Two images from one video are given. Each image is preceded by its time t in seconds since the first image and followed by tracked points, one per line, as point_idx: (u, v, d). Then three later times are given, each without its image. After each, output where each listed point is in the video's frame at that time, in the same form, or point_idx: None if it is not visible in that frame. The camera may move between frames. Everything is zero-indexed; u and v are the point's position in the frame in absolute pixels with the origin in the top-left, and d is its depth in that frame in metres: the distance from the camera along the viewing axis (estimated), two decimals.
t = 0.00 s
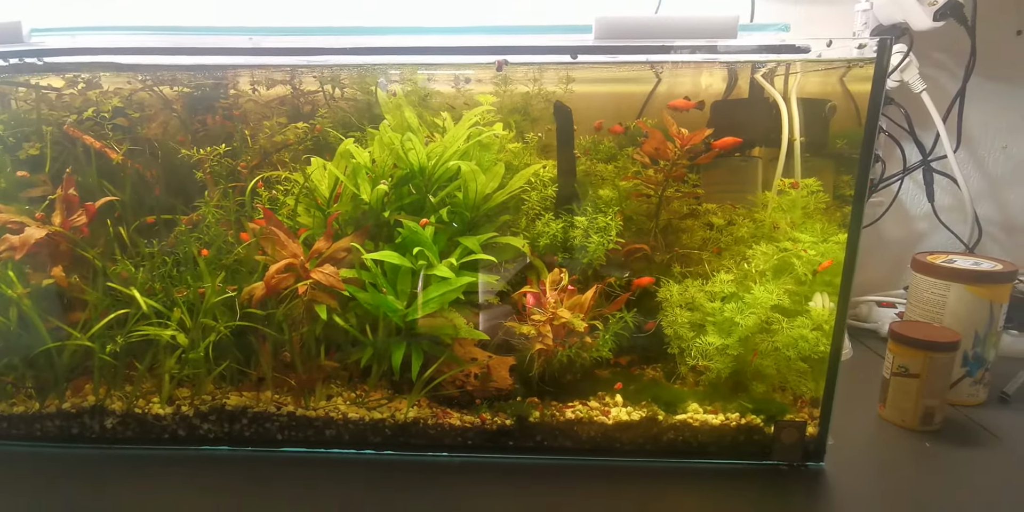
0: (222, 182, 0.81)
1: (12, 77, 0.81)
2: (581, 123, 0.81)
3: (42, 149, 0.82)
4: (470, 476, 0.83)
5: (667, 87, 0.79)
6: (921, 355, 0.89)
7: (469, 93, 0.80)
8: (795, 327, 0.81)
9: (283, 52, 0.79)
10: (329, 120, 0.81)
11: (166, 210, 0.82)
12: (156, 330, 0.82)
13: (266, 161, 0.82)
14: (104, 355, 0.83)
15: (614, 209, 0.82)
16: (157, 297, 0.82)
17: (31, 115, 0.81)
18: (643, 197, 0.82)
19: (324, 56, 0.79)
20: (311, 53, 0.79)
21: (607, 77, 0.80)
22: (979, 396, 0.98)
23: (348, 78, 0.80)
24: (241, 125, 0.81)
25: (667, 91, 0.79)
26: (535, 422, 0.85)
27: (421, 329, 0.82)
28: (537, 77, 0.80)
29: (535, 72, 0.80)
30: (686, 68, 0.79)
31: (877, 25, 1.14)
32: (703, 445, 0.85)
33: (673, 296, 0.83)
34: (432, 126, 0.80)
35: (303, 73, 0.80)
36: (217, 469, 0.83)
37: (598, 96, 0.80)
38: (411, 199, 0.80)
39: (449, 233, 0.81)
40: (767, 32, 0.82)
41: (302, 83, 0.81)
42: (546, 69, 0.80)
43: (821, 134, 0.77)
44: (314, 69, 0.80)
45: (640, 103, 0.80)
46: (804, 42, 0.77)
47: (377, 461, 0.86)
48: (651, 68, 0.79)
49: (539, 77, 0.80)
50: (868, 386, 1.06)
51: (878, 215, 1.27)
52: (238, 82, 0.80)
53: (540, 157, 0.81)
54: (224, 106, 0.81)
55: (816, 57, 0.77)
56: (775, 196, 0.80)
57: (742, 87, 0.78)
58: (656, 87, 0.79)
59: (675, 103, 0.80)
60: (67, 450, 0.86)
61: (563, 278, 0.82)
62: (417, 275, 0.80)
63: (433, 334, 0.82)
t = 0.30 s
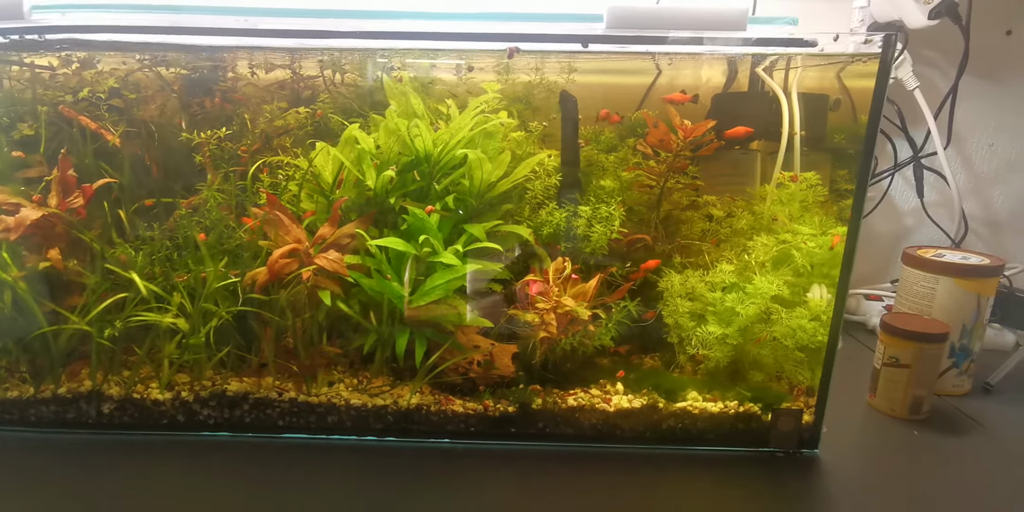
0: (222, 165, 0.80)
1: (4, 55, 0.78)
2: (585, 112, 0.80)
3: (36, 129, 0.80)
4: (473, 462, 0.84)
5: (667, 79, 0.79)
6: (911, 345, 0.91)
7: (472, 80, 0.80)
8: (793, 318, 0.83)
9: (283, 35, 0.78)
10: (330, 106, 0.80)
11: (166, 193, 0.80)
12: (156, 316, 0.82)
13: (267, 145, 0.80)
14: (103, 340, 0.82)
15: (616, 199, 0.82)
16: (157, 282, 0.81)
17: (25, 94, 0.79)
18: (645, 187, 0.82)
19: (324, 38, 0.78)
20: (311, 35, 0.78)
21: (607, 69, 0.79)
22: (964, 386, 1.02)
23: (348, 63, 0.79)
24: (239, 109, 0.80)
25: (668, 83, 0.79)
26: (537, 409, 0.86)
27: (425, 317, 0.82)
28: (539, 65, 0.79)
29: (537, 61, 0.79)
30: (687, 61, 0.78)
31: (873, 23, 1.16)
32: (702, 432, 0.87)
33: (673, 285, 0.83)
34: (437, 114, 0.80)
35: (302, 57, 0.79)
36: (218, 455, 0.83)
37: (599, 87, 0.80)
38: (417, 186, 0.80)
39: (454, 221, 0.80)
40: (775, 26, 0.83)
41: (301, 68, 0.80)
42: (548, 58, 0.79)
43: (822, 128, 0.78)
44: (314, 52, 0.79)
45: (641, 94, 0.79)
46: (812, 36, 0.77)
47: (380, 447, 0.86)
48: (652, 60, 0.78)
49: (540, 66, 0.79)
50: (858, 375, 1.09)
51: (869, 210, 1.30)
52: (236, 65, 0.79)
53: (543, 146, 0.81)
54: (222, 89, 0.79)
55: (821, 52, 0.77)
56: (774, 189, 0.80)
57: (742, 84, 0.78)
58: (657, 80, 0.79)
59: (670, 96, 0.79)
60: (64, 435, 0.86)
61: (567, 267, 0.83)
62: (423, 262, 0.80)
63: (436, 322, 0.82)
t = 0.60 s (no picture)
0: (225, 161, 0.81)
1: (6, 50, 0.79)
2: (584, 109, 0.81)
3: (38, 124, 0.80)
4: (474, 454, 0.85)
5: (664, 77, 0.80)
6: (904, 340, 0.93)
7: (471, 76, 0.80)
8: (789, 313, 0.85)
9: (285, 33, 0.78)
10: (331, 102, 0.80)
11: (168, 188, 0.81)
12: (160, 311, 0.83)
13: (268, 141, 0.81)
14: (107, 334, 0.83)
15: (615, 195, 0.83)
16: (161, 277, 0.82)
17: (27, 90, 0.79)
18: (644, 184, 0.83)
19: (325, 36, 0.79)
20: (313, 33, 0.78)
21: (606, 66, 0.80)
22: (954, 380, 1.04)
23: (349, 60, 0.79)
24: (240, 105, 0.80)
25: (665, 81, 0.80)
26: (537, 402, 0.87)
27: (426, 311, 0.83)
28: (538, 63, 0.80)
29: (537, 59, 0.80)
30: (685, 59, 0.79)
31: (868, 22, 1.18)
32: (699, 425, 0.89)
33: (671, 280, 0.84)
34: (439, 111, 0.80)
35: (302, 54, 0.79)
36: (222, 447, 0.84)
37: (598, 83, 0.80)
38: (418, 182, 0.81)
39: (455, 217, 0.81)
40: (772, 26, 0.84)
41: (301, 64, 0.80)
42: (547, 56, 0.79)
43: (818, 125, 0.79)
44: (316, 49, 0.79)
45: (639, 92, 0.80)
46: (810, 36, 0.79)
47: (382, 440, 0.88)
48: (650, 58, 0.79)
49: (540, 64, 0.80)
50: (851, 370, 1.11)
51: (863, 206, 1.32)
52: (237, 61, 0.79)
53: (544, 143, 0.82)
54: (223, 85, 0.79)
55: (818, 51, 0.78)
56: (770, 186, 0.82)
57: (739, 81, 0.79)
58: (654, 78, 0.80)
59: (666, 95, 0.80)
60: (67, 429, 0.87)
61: (567, 262, 0.84)
62: (424, 257, 0.81)
63: (438, 316, 0.83)
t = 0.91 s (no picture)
0: (229, 165, 0.82)
1: (10, 56, 0.79)
2: (583, 112, 0.82)
3: (44, 129, 0.81)
4: (478, 452, 0.87)
5: (661, 80, 0.81)
6: (897, 336, 0.95)
7: (470, 80, 0.81)
8: (785, 310, 0.86)
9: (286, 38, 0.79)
10: (334, 106, 0.81)
11: (173, 191, 0.82)
12: (168, 313, 0.84)
13: (272, 144, 0.82)
14: (115, 337, 0.84)
15: (615, 196, 0.84)
16: (169, 279, 0.83)
17: (32, 95, 0.80)
18: (642, 185, 0.84)
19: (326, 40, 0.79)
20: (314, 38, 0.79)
21: (603, 70, 0.81)
22: (946, 375, 1.06)
23: (351, 64, 0.80)
24: (243, 109, 0.81)
25: (662, 84, 0.81)
26: (539, 401, 0.89)
27: (430, 312, 0.84)
28: (537, 66, 0.81)
29: (535, 63, 0.81)
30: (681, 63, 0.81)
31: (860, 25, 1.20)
32: (699, 421, 0.90)
33: (670, 279, 0.86)
34: (441, 115, 0.81)
35: (304, 58, 0.80)
36: (230, 447, 0.85)
37: (596, 86, 0.82)
38: (421, 184, 0.82)
39: (458, 219, 0.83)
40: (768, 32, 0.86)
41: (303, 69, 0.81)
42: (546, 60, 0.81)
43: (812, 127, 0.81)
44: (317, 54, 0.80)
45: (637, 94, 0.81)
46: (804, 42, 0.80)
47: (387, 439, 0.89)
48: (649, 61, 0.81)
49: (538, 67, 0.81)
50: (846, 366, 1.13)
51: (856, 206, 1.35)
52: (239, 66, 0.80)
53: (545, 146, 0.83)
54: (226, 89, 0.80)
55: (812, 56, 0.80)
56: (766, 187, 0.84)
57: (734, 81, 0.81)
58: (651, 81, 0.81)
59: (659, 96, 0.82)
60: (76, 430, 0.88)
61: (568, 262, 0.85)
62: (428, 258, 0.82)
63: (441, 317, 0.85)
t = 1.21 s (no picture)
0: (239, 166, 0.82)
1: (17, 58, 0.79)
2: (591, 112, 0.83)
3: (53, 131, 0.81)
4: (489, 450, 0.87)
5: (666, 78, 0.82)
6: (903, 331, 0.96)
7: (476, 80, 0.82)
8: (793, 307, 0.87)
9: (294, 39, 0.79)
10: (342, 107, 0.82)
11: (183, 192, 0.82)
12: (179, 314, 0.84)
13: (280, 145, 0.82)
14: (126, 338, 0.84)
15: (622, 195, 0.85)
16: (180, 280, 0.83)
17: (39, 97, 0.80)
18: (649, 184, 0.85)
19: (335, 41, 0.80)
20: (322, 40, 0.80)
21: (608, 69, 0.82)
22: (950, 370, 1.07)
23: (359, 65, 0.81)
24: (250, 111, 0.81)
25: (666, 82, 0.82)
26: (550, 398, 0.89)
27: (440, 311, 0.85)
28: (542, 67, 0.81)
29: (541, 62, 0.81)
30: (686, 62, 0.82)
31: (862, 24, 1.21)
32: (708, 417, 0.91)
33: (678, 277, 0.87)
34: (449, 115, 0.82)
35: (312, 60, 0.80)
36: (243, 447, 0.86)
37: (602, 85, 0.82)
38: (430, 183, 0.82)
39: (467, 218, 0.83)
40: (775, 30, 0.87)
41: (310, 70, 0.81)
42: (551, 60, 0.81)
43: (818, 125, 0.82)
44: (325, 55, 0.80)
45: (641, 93, 0.82)
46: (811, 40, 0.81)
47: (398, 437, 0.89)
48: (650, 60, 0.81)
49: (544, 67, 0.81)
50: (851, 362, 1.14)
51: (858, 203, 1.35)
52: (246, 67, 0.80)
53: (553, 145, 0.84)
54: (233, 90, 0.80)
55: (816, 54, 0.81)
56: (772, 184, 0.84)
57: (737, 82, 0.82)
58: (656, 79, 0.82)
59: (662, 93, 0.82)
60: (88, 432, 0.88)
61: (576, 260, 0.86)
62: (438, 257, 0.83)
63: (451, 315, 0.85)
